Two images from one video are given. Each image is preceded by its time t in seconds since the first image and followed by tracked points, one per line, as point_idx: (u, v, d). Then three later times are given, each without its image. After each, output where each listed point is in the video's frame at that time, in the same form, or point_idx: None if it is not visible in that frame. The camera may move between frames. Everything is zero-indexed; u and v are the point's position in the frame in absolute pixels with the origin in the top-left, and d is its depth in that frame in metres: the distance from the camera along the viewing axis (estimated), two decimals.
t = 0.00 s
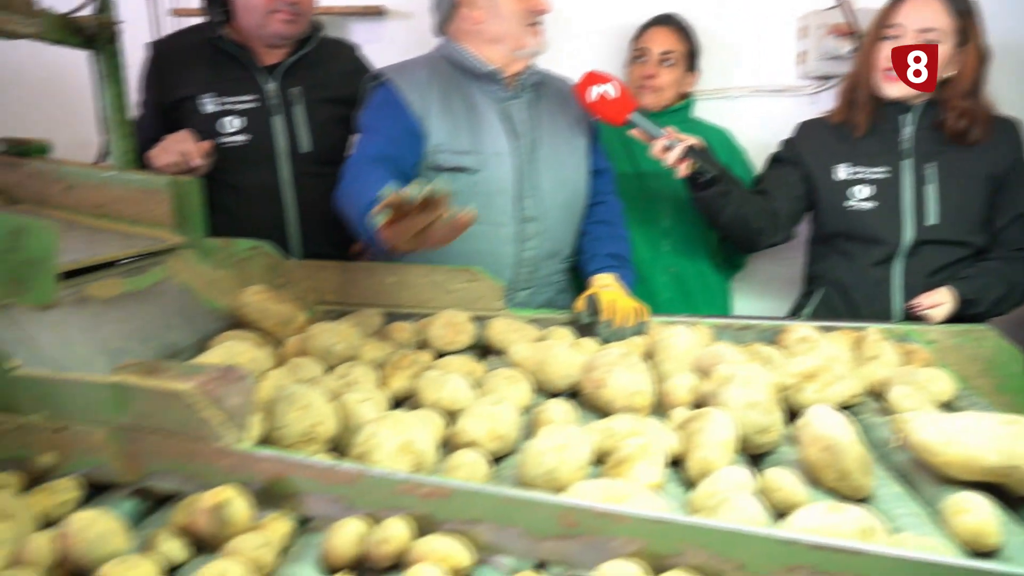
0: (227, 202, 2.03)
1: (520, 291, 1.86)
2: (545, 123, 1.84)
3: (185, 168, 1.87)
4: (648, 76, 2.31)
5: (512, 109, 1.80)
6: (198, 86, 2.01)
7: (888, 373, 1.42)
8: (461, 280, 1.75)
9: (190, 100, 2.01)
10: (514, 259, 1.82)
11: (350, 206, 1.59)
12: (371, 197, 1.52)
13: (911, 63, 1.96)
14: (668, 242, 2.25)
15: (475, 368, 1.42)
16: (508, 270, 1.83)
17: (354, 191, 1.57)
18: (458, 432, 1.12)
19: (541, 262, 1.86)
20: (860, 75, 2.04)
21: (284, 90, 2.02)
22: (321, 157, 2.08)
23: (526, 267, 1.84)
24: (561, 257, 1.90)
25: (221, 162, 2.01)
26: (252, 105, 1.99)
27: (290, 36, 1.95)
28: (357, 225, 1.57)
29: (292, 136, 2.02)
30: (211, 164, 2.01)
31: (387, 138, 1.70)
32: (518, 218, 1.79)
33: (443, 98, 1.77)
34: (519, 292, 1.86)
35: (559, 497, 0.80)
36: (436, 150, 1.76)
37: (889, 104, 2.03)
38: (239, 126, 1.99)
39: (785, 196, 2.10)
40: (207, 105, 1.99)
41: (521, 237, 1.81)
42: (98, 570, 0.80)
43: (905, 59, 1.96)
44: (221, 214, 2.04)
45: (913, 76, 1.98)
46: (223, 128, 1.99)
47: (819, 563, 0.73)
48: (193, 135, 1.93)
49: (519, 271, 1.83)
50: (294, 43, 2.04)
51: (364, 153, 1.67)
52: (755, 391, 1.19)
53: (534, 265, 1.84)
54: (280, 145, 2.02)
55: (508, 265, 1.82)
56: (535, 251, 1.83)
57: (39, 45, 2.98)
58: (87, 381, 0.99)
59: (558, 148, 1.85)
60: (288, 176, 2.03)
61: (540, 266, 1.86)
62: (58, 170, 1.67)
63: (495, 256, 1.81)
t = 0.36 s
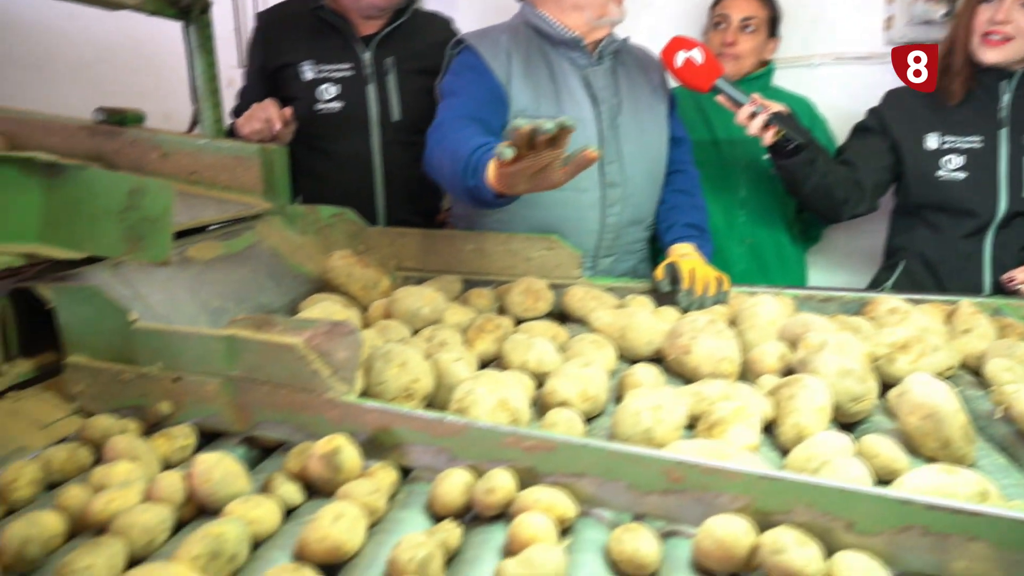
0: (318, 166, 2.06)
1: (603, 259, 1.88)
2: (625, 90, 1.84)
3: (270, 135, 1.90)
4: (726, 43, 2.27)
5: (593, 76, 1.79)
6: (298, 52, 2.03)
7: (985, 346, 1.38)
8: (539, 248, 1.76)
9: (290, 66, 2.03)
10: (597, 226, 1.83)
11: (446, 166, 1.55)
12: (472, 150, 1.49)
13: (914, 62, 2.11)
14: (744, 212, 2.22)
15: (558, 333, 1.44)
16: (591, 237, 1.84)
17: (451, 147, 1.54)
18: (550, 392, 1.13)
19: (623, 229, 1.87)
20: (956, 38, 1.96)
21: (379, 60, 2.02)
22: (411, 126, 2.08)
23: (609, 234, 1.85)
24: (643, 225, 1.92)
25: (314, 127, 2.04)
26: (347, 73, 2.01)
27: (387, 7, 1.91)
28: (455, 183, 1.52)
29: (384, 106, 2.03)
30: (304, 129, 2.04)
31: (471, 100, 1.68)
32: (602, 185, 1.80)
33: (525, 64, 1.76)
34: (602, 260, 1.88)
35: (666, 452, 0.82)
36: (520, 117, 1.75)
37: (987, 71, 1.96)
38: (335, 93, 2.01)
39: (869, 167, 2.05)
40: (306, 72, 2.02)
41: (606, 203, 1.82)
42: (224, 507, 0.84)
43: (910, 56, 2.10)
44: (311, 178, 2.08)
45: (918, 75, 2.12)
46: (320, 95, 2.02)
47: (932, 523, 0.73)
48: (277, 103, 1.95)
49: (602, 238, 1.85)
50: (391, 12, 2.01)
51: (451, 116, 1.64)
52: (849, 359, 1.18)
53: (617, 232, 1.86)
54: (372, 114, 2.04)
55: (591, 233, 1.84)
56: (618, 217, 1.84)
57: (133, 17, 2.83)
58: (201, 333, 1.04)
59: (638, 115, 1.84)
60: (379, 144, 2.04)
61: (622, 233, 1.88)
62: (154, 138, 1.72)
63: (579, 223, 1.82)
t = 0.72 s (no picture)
0: (376, 125, 2.04)
1: (647, 225, 1.86)
2: (661, 52, 1.79)
3: (313, 98, 1.90)
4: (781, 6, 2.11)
5: (629, 38, 1.76)
6: (363, 9, 2.00)
7: None
8: (583, 212, 1.75)
9: (355, 21, 2.00)
10: (641, 190, 1.80)
11: (481, 140, 1.54)
12: (506, 126, 1.47)
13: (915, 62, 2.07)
14: (790, 177, 2.17)
15: (603, 296, 1.43)
16: (635, 203, 1.82)
17: (486, 121, 1.53)
18: (597, 351, 1.14)
19: (667, 194, 1.85)
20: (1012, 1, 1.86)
21: (441, 22, 2.01)
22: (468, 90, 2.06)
23: (653, 199, 1.82)
24: (687, 189, 1.89)
25: (376, 84, 2.01)
26: (410, 33, 1.99)
27: None
28: (489, 159, 1.52)
29: (443, 68, 2.01)
30: (364, 86, 2.02)
31: (507, 69, 1.65)
32: (644, 148, 1.76)
33: (559, 28, 1.72)
34: (646, 226, 1.87)
35: (718, 408, 0.82)
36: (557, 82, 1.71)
37: None
38: (397, 52, 1.98)
39: (920, 129, 1.98)
40: (370, 30, 1.99)
41: (649, 167, 1.79)
42: (285, 454, 0.87)
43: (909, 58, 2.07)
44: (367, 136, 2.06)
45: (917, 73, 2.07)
46: (382, 53, 1.99)
47: (993, 481, 0.72)
48: (322, 67, 1.96)
49: (646, 203, 1.82)
50: None
51: (485, 87, 1.62)
52: (903, 323, 1.16)
53: (660, 197, 1.83)
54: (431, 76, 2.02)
55: (635, 198, 1.81)
56: (661, 181, 1.81)
57: None
58: (255, 288, 1.06)
59: (676, 76, 1.80)
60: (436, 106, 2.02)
61: (666, 198, 1.85)
62: (202, 101, 1.75)
63: (622, 188, 1.79)
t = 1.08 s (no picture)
0: (393, 87, 2.03)
1: (669, 189, 1.84)
2: (683, 11, 1.75)
3: (335, 58, 1.91)
4: None
5: None
6: None
7: None
8: (604, 174, 1.74)
9: None
10: (663, 154, 1.78)
11: (498, 123, 1.51)
12: (521, 113, 1.43)
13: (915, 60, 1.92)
14: (815, 141, 2.12)
15: (626, 257, 1.43)
16: (657, 167, 1.80)
17: (502, 105, 1.50)
18: (621, 309, 1.13)
19: (690, 157, 1.82)
20: None
21: None
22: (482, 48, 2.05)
23: (676, 163, 1.80)
24: (710, 151, 1.87)
25: (396, 47, 2.00)
26: None
27: None
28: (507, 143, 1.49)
29: (458, 27, 2.00)
30: (384, 48, 2.00)
31: (521, 44, 1.61)
32: (667, 111, 1.73)
33: None
34: (668, 189, 1.84)
35: (746, 361, 0.83)
36: (577, 46, 1.69)
37: None
38: (413, 11, 1.97)
39: (948, 87, 1.97)
40: None
41: (672, 131, 1.76)
42: (314, 405, 0.88)
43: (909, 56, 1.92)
44: (387, 99, 2.04)
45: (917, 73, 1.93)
46: (396, 13, 1.99)
47: (1023, 434, 0.73)
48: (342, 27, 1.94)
49: (669, 166, 1.80)
50: None
51: (500, 65, 1.58)
52: (932, 282, 1.15)
53: (684, 160, 1.81)
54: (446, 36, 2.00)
55: (658, 161, 1.79)
56: (685, 145, 1.78)
57: None
58: (281, 244, 1.06)
59: (699, 36, 1.76)
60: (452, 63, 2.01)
61: (689, 161, 1.83)
62: (223, 62, 1.75)
63: (644, 152, 1.77)
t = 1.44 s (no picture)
0: (404, 56, 2.00)
1: (686, 160, 1.82)
2: None
3: (350, 28, 1.89)
4: None
5: None
6: None
7: None
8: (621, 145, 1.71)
9: None
10: (681, 124, 1.75)
11: (515, 120, 1.52)
12: (540, 105, 1.46)
13: (915, 60, 1.88)
14: (834, 113, 2.08)
15: (645, 228, 1.42)
16: (674, 137, 1.77)
17: (518, 100, 1.51)
18: (642, 278, 1.13)
19: (708, 128, 1.80)
20: None
21: None
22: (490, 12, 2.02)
23: (694, 134, 1.77)
24: (728, 122, 1.84)
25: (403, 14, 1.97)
26: None
27: None
28: (528, 137, 1.51)
29: None
30: (389, 17, 1.98)
31: (530, 39, 1.58)
32: (685, 81, 1.70)
33: None
34: (685, 161, 1.82)
35: (772, 328, 0.82)
36: (591, 17, 1.65)
37: None
38: None
39: (973, 54, 1.94)
40: None
41: (690, 101, 1.73)
42: (338, 372, 0.88)
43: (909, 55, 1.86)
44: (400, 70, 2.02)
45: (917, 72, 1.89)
46: None
47: None
48: None
49: (687, 138, 1.77)
50: None
51: (508, 63, 1.58)
52: (958, 252, 1.13)
53: (702, 131, 1.78)
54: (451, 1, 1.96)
55: (675, 132, 1.76)
56: (702, 115, 1.76)
57: None
58: (301, 212, 1.05)
59: (716, 4, 1.73)
60: (464, 31, 1.98)
61: (707, 132, 1.80)
62: (235, 31, 1.73)
63: (661, 123, 1.74)
